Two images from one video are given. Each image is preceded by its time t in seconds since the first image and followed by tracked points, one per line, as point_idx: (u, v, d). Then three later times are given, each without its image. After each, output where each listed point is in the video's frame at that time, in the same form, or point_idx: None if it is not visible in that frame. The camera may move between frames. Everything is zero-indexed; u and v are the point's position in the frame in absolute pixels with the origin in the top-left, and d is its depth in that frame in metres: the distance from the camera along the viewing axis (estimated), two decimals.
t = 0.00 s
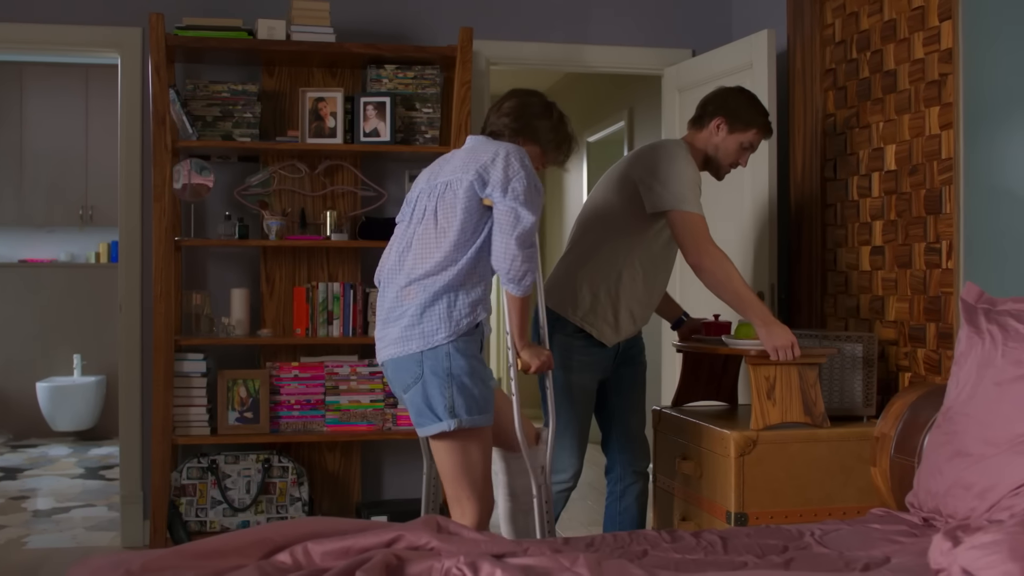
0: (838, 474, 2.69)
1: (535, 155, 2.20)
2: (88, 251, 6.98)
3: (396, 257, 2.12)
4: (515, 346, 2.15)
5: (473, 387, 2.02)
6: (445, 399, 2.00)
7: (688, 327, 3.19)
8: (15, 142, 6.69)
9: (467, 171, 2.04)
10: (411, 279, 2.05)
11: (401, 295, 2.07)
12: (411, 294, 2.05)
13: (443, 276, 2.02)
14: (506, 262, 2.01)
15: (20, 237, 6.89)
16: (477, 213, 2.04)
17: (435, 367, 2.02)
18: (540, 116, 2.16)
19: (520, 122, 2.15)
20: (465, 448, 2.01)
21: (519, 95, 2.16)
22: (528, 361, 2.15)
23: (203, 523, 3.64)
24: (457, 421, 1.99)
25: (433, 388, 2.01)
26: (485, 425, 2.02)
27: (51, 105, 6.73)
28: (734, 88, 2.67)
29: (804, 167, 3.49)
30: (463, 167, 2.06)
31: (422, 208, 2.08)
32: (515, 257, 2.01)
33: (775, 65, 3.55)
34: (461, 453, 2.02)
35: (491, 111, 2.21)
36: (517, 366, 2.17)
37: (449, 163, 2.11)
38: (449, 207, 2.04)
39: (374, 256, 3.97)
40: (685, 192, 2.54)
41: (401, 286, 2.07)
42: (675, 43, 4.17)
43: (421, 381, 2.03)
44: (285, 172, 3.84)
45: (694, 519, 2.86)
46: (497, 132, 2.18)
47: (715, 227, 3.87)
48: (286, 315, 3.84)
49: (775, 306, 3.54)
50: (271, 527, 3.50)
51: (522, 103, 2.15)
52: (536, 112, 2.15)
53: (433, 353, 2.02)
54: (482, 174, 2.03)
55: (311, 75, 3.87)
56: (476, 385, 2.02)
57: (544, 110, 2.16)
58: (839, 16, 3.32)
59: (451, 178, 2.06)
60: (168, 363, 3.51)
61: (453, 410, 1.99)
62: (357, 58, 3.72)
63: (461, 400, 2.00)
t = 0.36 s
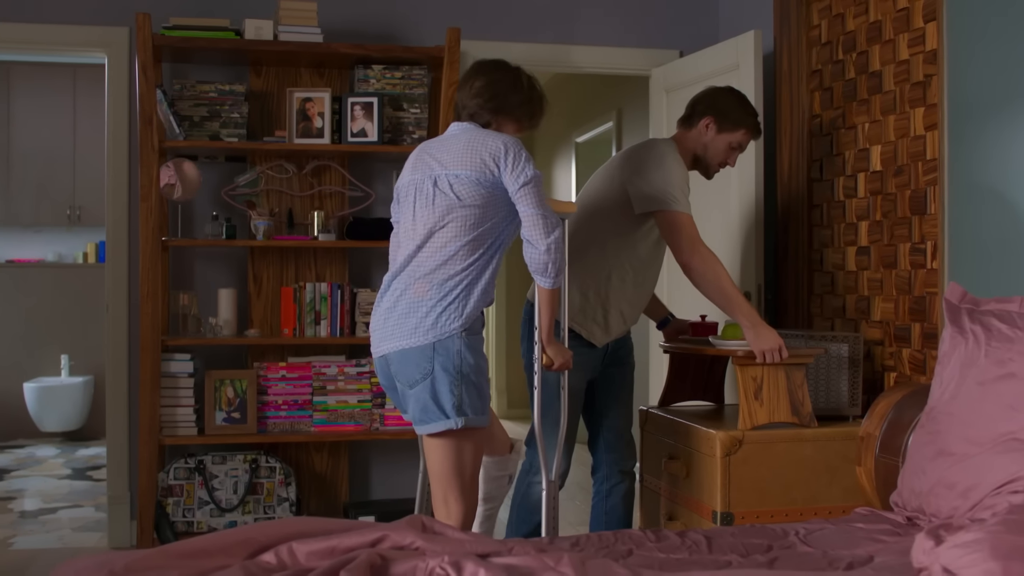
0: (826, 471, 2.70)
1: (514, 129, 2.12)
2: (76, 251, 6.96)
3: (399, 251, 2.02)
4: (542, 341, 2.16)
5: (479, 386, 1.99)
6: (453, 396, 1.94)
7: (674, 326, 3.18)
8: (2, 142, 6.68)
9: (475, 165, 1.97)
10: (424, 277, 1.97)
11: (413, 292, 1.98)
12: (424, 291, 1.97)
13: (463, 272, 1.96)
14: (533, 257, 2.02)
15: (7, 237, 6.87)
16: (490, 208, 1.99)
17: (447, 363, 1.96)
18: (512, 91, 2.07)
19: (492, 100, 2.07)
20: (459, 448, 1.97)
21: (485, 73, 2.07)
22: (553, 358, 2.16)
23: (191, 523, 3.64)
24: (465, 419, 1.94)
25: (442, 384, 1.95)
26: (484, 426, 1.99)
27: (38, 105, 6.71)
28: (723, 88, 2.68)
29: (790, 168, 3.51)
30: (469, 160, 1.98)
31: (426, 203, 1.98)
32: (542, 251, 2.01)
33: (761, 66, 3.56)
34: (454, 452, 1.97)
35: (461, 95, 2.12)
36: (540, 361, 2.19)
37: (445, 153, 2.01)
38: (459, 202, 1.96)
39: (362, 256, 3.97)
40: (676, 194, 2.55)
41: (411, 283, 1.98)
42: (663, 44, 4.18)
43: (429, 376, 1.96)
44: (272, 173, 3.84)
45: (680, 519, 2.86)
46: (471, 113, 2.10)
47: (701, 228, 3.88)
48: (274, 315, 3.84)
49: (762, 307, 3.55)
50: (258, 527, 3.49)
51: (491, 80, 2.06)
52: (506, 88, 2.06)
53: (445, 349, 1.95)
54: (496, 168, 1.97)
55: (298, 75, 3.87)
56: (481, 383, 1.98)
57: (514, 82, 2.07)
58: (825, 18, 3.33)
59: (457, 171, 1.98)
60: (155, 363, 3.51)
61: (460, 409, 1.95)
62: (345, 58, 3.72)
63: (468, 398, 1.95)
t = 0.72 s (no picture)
0: (816, 473, 2.70)
1: (483, 108, 2.09)
2: (68, 253, 6.95)
3: (392, 262, 2.04)
4: (558, 345, 2.16)
5: (474, 391, 1.97)
6: (448, 400, 1.93)
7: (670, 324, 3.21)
8: None
9: (451, 172, 1.96)
10: (416, 284, 1.97)
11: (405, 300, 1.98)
12: (421, 299, 1.96)
13: (451, 278, 1.95)
14: (518, 266, 1.97)
15: None
16: (472, 215, 1.97)
17: (441, 367, 1.94)
18: (471, 72, 2.04)
19: (455, 86, 2.04)
20: (455, 451, 1.95)
21: (440, 61, 2.05)
22: (567, 360, 2.17)
23: (182, 526, 3.63)
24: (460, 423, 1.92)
25: (438, 388, 1.93)
26: (481, 430, 1.97)
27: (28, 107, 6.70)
28: (711, 85, 2.68)
29: (782, 170, 3.51)
30: (445, 167, 1.97)
31: (410, 211, 1.99)
32: (527, 259, 1.96)
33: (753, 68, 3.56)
34: (449, 456, 1.95)
35: (423, 95, 2.10)
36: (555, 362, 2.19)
37: (424, 162, 2.00)
38: (441, 209, 1.96)
39: (354, 258, 3.97)
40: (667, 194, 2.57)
41: (404, 291, 1.99)
42: (656, 47, 4.19)
43: (424, 380, 1.94)
44: (264, 175, 3.83)
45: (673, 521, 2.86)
46: (438, 105, 2.07)
47: (693, 230, 3.88)
48: (266, 317, 3.84)
49: (754, 309, 3.55)
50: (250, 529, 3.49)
51: (447, 68, 2.04)
52: (466, 71, 2.04)
53: (441, 355, 1.94)
54: (473, 175, 1.96)
55: (290, 77, 3.87)
56: (477, 388, 1.97)
57: (472, 63, 2.04)
58: (817, 20, 3.34)
59: (436, 179, 1.97)
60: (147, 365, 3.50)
61: (455, 413, 1.93)
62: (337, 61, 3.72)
63: (464, 402, 1.94)
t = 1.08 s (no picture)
0: (811, 477, 2.70)
1: (468, 112, 2.08)
2: (62, 256, 6.94)
3: (387, 267, 2.05)
4: (539, 349, 2.16)
5: (473, 396, 1.97)
6: (446, 405, 1.92)
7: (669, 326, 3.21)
8: None
9: (443, 179, 1.96)
10: (408, 290, 1.98)
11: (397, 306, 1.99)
12: (414, 304, 1.96)
13: (439, 285, 1.94)
14: (499, 275, 1.96)
15: None
16: (463, 222, 1.96)
17: (436, 372, 1.94)
18: (457, 78, 2.03)
19: (440, 81, 2.03)
20: (453, 456, 1.95)
21: (425, 68, 2.04)
22: (550, 363, 2.17)
23: (176, 529, 3.62)
24: (458, 428, 1.92)
25: (435, 393, 1.93)
26: (480, 434, 1.97)
27: (22, 110, 6.69)
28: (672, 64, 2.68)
29: (776, 173, 3.52)
30: (439, 174, 1.97)
31: (403, 217, 2.00)
32: (508, 268, 1.95)
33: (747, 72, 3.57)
34: (449, 460, 1.95)
35: (409, 101, 2.09)
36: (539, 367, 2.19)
37: (421, 167, 2.00)
38: (432, 216, 1.96)
39: (350, 262, 3.97)
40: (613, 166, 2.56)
41: (397, 297, 2.00)
42: (651, 50, 4.19)
43: (422, 385, 1.94)
44: (259, 177, 3.83)
45: (667, 523, 2.86)
46: (425, 112, 2.07)
47: (688, 233, 3.88)
48: (261, 320, 3.83)
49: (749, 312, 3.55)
50: (244, 533, 3.48)
51: (425, 67, 2.04)
52: (441, 62, 2.03)
53: (438, 359, 1.94)
54: (466, 182, 1.95)
55: (285, 80, 3.86)
56: (475, 392, 1.97)
57: (457, 69, 2.03)
58: (811, 24, 3.35)
59: (429, 185, 1.97)
60: (141, 369, 3.50)
61: (453, 417, 1.92)
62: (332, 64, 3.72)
63: (463, 407, 1.94)
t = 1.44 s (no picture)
0: (806, 482, 2.70)
1: (467, 116, 2.08)
2: (57, 261, 6.93)
3: (384, 272, 2.04)
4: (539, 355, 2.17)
5: (470, 400, 1.97)
6: (444, 410, 1.92)
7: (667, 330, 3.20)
8: None
9: (443, 185, 1.96)
10: (405, 295, 1.98)
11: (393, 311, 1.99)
12: (411, 309, 1.96)
13: (436, 290, 1.94)
14: (497, 280, 1.96)
15: None
16: (462, 228, 1.96)
17: (434, 377, 1.94)
18: (459, 82, 2.04)
19: (444, 86, 2.03)
20: (450, 461, 1.95)
21: (426, 71, 2.04)
22: (547, 368, 2.18)
23: (171, 534, 3.62)
24: (455, 433, 1.92)
25: (433, 398, 1.93)
26: (476, 439, 1.97)
27: (17, 115, 6.69)
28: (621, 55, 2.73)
29: (771, 178, 3.53)
30: (439, 179, 1.97)
31: (402, 222, 1.99)
32: (506, 274, 1.95)
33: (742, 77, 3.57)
34: (446, 466, 1.95)
35: (409, 108, 2.09)
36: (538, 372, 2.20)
37: (421, 171, 2.00)
38: (431, 221, 1.96)
39: (345, 266, 3.97)
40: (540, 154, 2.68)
41: (394, 302, 2.00)
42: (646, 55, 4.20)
43: (420, 391, 1.94)
44: (254, 182, 3.83)
45: (662, 528, 2.85)
46: (426, 117, 2.06)
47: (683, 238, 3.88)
48: (256, 325, 3.82)
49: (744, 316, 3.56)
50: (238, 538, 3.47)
51: (423, 73, 2.04)
52: (440, 66, 2.03)
53: (436, 364, 1.94)
54: (467, 187, 1.96)
55: (280, 85, 3.86)
56: (472, 397, 1.97)
57: (458, 73, 2.04)
58: (806, 29, 3.36)
59: (429, 191, 1.97)
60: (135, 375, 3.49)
61: (451, 422, 1.93)
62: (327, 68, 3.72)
63: (461, 412, 1.94)
